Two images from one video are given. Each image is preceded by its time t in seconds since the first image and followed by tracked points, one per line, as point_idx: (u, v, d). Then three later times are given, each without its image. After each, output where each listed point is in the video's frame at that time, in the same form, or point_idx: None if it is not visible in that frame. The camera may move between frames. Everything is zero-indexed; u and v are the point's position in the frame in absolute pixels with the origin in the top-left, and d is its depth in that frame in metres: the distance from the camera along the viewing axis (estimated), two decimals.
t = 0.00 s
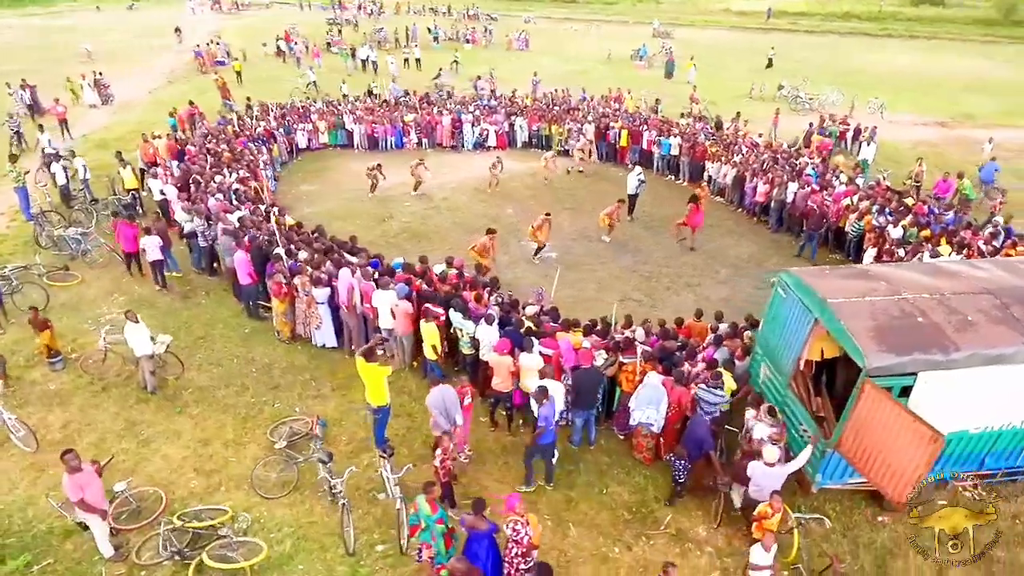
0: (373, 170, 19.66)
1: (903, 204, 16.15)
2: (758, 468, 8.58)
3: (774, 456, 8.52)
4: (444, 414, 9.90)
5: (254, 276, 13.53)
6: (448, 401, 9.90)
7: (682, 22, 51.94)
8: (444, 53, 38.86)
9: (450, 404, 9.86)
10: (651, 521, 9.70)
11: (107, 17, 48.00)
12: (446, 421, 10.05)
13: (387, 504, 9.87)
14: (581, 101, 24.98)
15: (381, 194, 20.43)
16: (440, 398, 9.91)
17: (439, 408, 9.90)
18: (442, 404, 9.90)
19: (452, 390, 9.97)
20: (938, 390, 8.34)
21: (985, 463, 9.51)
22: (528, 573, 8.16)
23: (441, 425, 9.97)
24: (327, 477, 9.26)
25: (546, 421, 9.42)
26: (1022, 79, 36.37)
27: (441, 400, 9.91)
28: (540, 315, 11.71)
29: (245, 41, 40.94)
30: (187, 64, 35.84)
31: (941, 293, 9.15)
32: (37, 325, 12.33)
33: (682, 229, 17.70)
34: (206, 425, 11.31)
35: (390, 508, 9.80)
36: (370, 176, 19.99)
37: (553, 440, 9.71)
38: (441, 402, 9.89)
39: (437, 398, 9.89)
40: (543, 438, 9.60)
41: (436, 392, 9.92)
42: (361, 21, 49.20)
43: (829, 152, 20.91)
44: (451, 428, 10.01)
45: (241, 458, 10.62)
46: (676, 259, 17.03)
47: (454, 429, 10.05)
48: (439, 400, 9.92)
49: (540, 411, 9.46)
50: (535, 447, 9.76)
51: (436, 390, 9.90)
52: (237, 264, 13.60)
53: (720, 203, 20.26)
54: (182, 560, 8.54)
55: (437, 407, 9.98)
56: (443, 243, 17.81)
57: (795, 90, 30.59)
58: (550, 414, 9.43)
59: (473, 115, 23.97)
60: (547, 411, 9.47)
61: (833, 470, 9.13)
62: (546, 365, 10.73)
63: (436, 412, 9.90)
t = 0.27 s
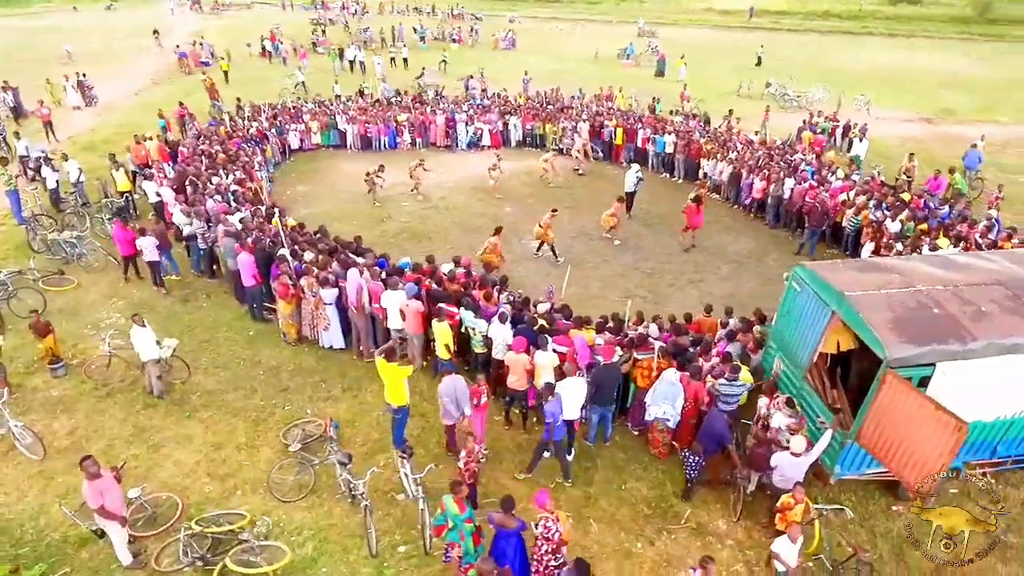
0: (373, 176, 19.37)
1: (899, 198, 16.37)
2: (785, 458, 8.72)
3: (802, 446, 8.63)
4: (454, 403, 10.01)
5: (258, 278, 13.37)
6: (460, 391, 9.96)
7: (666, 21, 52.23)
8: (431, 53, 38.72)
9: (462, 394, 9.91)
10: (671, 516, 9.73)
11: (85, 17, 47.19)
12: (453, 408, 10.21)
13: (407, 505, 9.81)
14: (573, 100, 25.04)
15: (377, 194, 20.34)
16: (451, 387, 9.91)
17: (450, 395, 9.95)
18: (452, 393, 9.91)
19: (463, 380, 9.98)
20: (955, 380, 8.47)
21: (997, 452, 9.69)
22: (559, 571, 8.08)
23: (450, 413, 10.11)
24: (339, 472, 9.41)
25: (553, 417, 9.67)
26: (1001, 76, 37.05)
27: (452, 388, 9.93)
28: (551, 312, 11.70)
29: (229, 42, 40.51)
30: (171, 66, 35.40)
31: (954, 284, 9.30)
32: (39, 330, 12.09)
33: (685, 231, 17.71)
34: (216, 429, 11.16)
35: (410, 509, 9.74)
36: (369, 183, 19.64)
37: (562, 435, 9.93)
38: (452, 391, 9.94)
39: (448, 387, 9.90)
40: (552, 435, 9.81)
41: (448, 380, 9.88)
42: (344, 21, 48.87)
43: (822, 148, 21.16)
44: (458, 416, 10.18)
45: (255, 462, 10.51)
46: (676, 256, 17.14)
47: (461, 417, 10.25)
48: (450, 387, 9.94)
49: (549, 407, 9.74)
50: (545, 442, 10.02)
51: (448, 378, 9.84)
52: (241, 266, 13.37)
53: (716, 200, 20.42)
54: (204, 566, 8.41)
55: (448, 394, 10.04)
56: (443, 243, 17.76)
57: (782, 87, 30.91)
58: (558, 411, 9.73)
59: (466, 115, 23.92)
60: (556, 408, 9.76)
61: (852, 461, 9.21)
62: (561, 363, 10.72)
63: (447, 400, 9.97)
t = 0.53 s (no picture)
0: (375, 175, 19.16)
1: (898, 194, 16.60)
2: (815, 445, 8.90)
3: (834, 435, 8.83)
4: (467, 395, 9.86)
5: (266, 280, 13.25)
6: (474, 382, 9.88)
7: (653, 21, 52.48)
8: (421, 53, 38.60)
9: (475, 386, 9.84)
10: (693, 511, 9.78)
11: (65, 18, 46.48)
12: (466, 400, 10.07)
13: (430, 506, 9.76)
14: (569, 99, 25.10)
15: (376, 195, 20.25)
16: (466, 378, 9.80)
17: (465, 386, 9.83)
18: (467, 383, 9.82)
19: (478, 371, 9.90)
20: (975, 371, 8.60)
21: (1011, 441, 9.85)
22: (596, 568, 7.89)
23: (463, 405, 9.96)
24: (357, 472, 9.51)
25: (559, 415, 9.75)
26: (984, 73, 37.67)
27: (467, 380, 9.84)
28: (565, 310, 11.73)
29: (216, 43, 40.11)
30: (158, 67, 34.98)
31: (969, 277, 9.44)
32: (45, 335, 11.89)
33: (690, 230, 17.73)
34: (231, 433, 11.04)
35: (433, 509, 9.70)
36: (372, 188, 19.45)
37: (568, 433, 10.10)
38: (467, 381, 9.82)
39: (464, 377, 9.76)
40: (560, 432, 9.93)
41: (464, 371, 9.79)
42: (331, 22, 48.59)
43: (818, 146, 21.38)
44: (471, 409, 10.02)
45: (273, 465, 10.41)
46: (679, 253, 17.24)
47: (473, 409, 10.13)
48: (466, 377, 9.85)
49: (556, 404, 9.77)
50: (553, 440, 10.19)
51: (463, 369, 9.74)
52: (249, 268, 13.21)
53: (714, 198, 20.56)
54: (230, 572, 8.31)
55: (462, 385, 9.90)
56: (446, 242, 17.73)
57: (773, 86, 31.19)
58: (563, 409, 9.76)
59: (463, 114, 23.89)
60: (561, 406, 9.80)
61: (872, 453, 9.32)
62: (578, 361, 10.73)
63: (460, 391, 9.84)
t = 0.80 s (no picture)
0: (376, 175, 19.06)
1: (899, 191, 16.81)
2: (842, 433, 9.01)
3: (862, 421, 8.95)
4: (479, 388, 9.75)
5: (275, 281, 13.13)
6: (487, 375, 9.74)
7: (642, 20, 52.70)
8: (412, 53, 38.49)
9: (489, 380, 9.68)
10: (715, 507, 9.84)
11: (49, 19, 45.83)
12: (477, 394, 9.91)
13: (453, 505, 9.73)
14: (566, 98, 25.15)
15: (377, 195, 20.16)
16: (479, 371, 9.68)
17: (477, 379, 9.70)
18: (479, 376, 9.67)
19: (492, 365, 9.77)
20: (994, 363, 8.73)
21: None
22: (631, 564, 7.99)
23: (474, 399, 9.84)
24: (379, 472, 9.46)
25: (568, 413, 9.65)
26: (971, 72, 38.19)
27: (480, 371, 9.69)
28: (579, 309, 11.74)
29: (204, 43, 39.75)
30: (147, 68, 34.61)
31: (985, 271, 9.57)
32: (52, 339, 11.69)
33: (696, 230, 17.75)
34: (247, 436, 10.93)
35: (457, 509, 9.67)
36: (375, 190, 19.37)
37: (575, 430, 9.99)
38: (480, 374, 9.68)
39: (477, 369, 9.64)
40: (568, 429, 9.84)
41: (477, 364, 9.63)
42: (320, 23, 48.32)
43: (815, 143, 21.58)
44: (481, 403, 9.88)
45: (292, 467, 10.33)
46: (683, 251, 17.33)
47: (485, 405, 9.95)
48: (479, 370, 9.71)
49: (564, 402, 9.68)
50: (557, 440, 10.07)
51: (477, 361, 9.58)
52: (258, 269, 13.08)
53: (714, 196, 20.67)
54: None
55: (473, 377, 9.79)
56: (451, 242, 17.69)
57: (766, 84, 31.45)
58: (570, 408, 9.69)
59: (461, 114, 23.85)
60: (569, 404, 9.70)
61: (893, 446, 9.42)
62: (596, 359, 10.74)
63: (473, 384, 9.70)
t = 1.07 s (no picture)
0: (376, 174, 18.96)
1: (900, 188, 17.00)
2: (862, 425, 9.10)
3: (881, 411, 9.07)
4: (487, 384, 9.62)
5: (286, 284, 13.03)
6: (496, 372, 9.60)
7: (631, 20, 52.88)
8: (405, 54, 38.34)
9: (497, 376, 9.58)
10: (737, 503, 9.89)
11: (33, 20, 45.17)
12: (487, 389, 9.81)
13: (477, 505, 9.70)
14: (564, 98, 25.18)
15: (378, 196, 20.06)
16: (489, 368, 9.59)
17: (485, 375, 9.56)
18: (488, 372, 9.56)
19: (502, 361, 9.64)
20: (1014, 356, 8.85)
21: None
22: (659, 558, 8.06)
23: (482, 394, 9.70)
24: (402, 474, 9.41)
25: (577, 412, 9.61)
26: (958, 70, 38.68)
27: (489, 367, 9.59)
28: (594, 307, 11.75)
29: (193, 44, 39.36)
30: (136, 69, 34.21)
31: (1001, 265, 9.69)
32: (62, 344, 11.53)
33: (703, 229, 17.64)
34: (264, 439, 10.84)
35: (481, 509, 9.64)
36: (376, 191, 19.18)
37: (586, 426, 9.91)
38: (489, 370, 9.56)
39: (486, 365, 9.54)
40: (577, 426, 9.77)
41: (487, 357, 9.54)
42: (309, 23, 48.01)
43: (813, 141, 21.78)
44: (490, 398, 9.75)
45: (312, 469, 10.26)
46: (687, 249, 17.41)
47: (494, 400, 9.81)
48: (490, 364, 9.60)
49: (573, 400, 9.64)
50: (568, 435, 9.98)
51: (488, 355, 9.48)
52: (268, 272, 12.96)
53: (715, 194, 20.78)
54: None
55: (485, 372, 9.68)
56: (456, 242, 17.64)
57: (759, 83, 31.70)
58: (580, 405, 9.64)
59: (459, 114, 23.81)
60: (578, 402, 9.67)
61: (913, 439, 9.51)
62: (613, 358, 10.77)
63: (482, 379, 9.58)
